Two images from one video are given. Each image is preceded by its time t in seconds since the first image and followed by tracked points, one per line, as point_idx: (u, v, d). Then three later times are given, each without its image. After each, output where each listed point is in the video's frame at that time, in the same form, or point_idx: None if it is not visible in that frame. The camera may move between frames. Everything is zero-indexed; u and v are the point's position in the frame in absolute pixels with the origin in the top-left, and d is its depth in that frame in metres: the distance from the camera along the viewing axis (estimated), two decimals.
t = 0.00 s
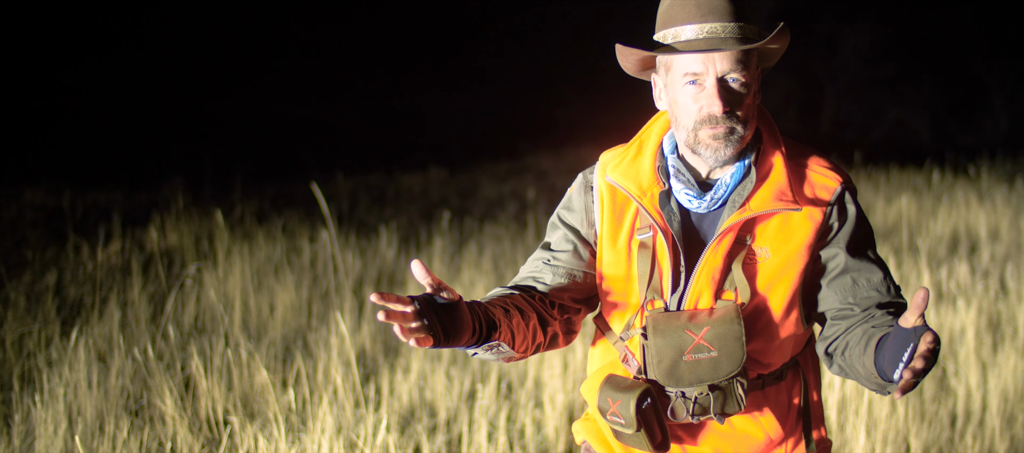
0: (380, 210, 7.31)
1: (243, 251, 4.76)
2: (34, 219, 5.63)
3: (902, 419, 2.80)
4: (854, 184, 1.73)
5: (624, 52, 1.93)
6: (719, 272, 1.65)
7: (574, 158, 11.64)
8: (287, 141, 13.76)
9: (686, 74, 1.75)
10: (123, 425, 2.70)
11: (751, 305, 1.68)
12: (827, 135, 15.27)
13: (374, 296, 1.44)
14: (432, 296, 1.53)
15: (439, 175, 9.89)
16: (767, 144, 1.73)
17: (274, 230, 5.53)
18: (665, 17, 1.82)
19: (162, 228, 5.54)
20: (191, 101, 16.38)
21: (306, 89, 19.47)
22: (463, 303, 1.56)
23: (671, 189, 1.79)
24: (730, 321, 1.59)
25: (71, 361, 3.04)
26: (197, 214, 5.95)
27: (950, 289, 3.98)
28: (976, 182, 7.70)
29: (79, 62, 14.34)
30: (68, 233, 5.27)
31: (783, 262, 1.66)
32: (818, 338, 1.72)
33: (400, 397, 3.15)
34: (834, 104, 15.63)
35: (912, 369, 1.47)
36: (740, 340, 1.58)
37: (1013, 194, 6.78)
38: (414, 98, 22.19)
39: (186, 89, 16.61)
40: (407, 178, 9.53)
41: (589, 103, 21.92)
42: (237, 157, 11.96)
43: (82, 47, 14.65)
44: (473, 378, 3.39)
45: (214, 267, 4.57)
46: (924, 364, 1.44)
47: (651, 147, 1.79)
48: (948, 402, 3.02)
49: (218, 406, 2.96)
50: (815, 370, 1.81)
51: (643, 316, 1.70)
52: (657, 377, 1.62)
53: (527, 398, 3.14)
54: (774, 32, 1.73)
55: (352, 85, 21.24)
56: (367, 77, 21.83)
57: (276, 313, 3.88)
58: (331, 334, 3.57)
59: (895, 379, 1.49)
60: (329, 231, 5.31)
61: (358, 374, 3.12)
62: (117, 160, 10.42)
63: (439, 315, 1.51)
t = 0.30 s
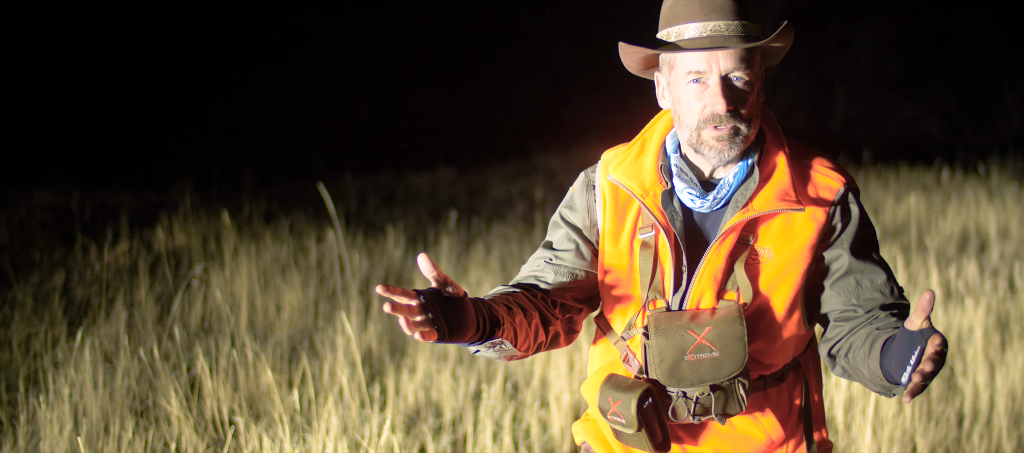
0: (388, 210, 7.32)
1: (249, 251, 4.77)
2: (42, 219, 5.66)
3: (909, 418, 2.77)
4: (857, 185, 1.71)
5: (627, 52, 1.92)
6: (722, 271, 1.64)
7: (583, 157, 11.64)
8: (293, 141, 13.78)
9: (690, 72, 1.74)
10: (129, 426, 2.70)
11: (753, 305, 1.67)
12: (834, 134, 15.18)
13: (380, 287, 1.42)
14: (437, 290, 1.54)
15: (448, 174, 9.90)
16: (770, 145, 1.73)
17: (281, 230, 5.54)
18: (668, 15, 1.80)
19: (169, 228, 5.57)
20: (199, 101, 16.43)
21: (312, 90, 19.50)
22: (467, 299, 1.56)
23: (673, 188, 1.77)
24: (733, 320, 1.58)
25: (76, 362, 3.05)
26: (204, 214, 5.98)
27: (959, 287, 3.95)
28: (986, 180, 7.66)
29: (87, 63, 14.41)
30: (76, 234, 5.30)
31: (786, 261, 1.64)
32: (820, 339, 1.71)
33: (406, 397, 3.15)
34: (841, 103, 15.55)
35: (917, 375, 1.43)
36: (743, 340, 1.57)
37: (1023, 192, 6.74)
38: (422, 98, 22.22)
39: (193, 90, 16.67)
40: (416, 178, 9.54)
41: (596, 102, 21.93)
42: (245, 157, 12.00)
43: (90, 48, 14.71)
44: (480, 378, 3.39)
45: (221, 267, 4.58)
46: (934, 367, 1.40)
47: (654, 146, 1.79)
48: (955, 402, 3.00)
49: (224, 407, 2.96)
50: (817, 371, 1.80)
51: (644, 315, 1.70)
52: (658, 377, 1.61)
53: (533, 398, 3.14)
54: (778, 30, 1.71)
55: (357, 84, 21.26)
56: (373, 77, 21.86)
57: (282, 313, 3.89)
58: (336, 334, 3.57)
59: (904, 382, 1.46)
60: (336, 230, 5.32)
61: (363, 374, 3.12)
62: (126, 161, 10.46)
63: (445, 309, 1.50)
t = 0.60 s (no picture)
0: (394, 209, 7.31)
1: (254, 252, 4.78)
2: (47, 222, 5.67)
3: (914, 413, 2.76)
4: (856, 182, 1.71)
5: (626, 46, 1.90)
6: (721, 268, 1.64)
7: (588, 155, 11.62)
8: (297, 141, 13.79)
9: (690, 68, 1.74)
10: (133, 427, 2.71)
11: (752, 302, 1.66)
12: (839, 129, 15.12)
13: (382, 289, 1.42)
14: (440, 291, 1.53)
15: (455, 173, 9.88)
16: (770, 141, 1.72)
17: (286, 231, 5.55)
18: (667, 11, 1.79)
19: (175, 230, 5.58)
20: (203, 103, 16.48)
21: (315, 90, 19.52)
22: (469, 298, 1.55)
23: (673, 186, 1.77)
24: (732, 318, 1.57)
25: (81, 364, 3.06)
26: (209, 215, 5.99)
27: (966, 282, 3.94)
28: (994, 175, 7.61)
29: (91, 66, 14.45)
30: (81, 236, 5.33)
31: (786, 258, 1.64)
32: (819, 337, 1.70)
33: (411, 396, 3.15)
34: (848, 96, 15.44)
35: (920, 384, 1.42)
36: (743, 337, 1.57)
37: None
38: (425, 97, 22.23)
39: (198, 92, 16.72)
40: (422, 177, 9.52)
41: (600, 99, 21.86)
42: (249, 157, 12.01)
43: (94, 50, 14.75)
44: (485, 376, 3.38)
45: (226, 268, 4.59)
46: (938, 376, 1.39)
47: (653, 142, 1.78)
48: (961, 397, 2.98)
49: (228, 407, 2.96)
50: (815, 369, 1.79)
51: (643, 312, 1.70)
52: (658, 374, 1.61)
53: (538, 396, 3.13)
54: (778, 26, 1.70)
55: (361, 84, 21.27)
56: (377, 76, 21.89)
57: (287, 314, 3.90)
58: (341, 334, 3.58)
59: (905, 388, 1.45)
60: (341, 231, 5.32)
61: (368, 374, 3.12)
62: (131, 162, 10.50)
63: (447, 310, 1.50)
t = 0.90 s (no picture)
0: (402, 209, 7.31)
1: (262, 252, 4.79)
2: (56, 224, 5.70)
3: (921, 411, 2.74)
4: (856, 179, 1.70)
5: (624, 43, 1.89)
6: (720, 265, 1.63)
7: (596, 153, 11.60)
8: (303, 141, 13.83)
9: (689, 65, 1.72)
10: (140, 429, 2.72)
11: (753, 297, 1.66)
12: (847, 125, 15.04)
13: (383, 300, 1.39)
14: (442, 300, 1.50)
15: (463, 172, 9.87)
16: (769, 138, 1.71)
17: (293, 232, 5.56)
18: (666, 9, 1.78)
19: (182, 231, 5.60)
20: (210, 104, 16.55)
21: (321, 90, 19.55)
22: (471, 306, 1.53)
23: (672, 183, 1.77)
24: (731, 315, 1.57)
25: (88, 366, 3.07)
26: (218, 217, 6.01)
27: (975, 278, 3.91)
28: (1003, 170, 7.56)
29: (98, 68, 14.52)
30: (89, 238, 5.36)
31: (786, 255, 1.63)
32: (818, 334, 1.69)
33: (418, 396, 3.16)
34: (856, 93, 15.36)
35: (920, 402, 1.40)
36: (743, 334, 1.57)
37: None
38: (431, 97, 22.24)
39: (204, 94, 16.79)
40: (430, 176, 9.52)
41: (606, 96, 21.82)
42: (256, 158, 12.05)
43: (101, 53, 14.83)
44: (492, 375, 3.38)
45: (233, 269, 4.61)
46: (940, 396, 1.38)
47: (652, 139, 1.77)
48: (968, 394, 2.96)
49: (235, 408, 2.97)
50: (816, 366, 1.78)
51: (643, 309, 1.70)
52: (658, 371, 1.60)
53: (545, 395, 3.13)
54: (776, 23, 1.70)
55: (366, 84, 21.30)
56: (383, 76, 21.93)
57: (295, 314, 3.90)
58: (348, 334, 3.58)
59: (906, 402, 1.42)
60: (348, 231, 5.33)
61: (375, 374, 3.13)
62: (139, 163, 10.55)
63: (450, 319, 1.48)
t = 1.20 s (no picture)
0: (408, 210, 7.32)
1: (266, 253, 4.82)
2: (61, 224, 5.73)
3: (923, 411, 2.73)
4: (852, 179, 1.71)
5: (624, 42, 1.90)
6: (716, 261, 1.64)
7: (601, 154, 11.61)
8: (307, 142, 13.86)
9: (688, 62, 1.73)
10: (144, 429, 2.74)
11: (748, 294, 1.66)
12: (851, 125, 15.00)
13: (382, 307, 1.38)
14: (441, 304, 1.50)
15: (469, 173, 9.88)
16: (766, 136, 1.72)
17: (298, 232, 5.58)
18: (666, 6, 1.81)
19: (187, 231, 5.62)
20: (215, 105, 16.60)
21: (325, 89, 19.57)
22: (469, 308, 1.54)
23: (669, 180, 1.78)
24: (726, 310, 1.57)
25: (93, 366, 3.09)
26: (222, 217, 6.04)
27: (980, 278, 3.91)
28: (1010, 170, 7.53)
29: (103, 69, 14.57)
30: (94, 238, 5.38)
31: (781, 252, 1.63)
32: (814, 333, 1.70)
33: (422, 396, 3.17)
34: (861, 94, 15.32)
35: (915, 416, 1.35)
36: (737, 330, 1.57)
37: None
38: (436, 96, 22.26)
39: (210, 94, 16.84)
40: (435, 177, 9.54)
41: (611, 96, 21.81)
42: (261, 158, 12.08)
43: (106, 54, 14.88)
44: (495, 375, 3.39)
45: (237, 269, 4.63)
46: (936, 417, 1.32)
47: (649, 137, 1.78)
48: (971, 394, 2.95)
49: (238, 408, 2.99)
50: (813, 364, 1.79)
51: (639, 304, 1.70)
52: (652, 366, 1.61)
53: (547, 395, 3.14)
54: (775, 21, 1.71)
55: (371, 83, 21.33)
56: (387, 77, 21.96)
57: (299, 314, 3.92)
58: (352, 334, 3.60)
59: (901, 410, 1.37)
60: (351, 231, 5.34)
61: (379, 374, 3.14)
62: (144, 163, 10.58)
63: (448, 322, 1.47)
